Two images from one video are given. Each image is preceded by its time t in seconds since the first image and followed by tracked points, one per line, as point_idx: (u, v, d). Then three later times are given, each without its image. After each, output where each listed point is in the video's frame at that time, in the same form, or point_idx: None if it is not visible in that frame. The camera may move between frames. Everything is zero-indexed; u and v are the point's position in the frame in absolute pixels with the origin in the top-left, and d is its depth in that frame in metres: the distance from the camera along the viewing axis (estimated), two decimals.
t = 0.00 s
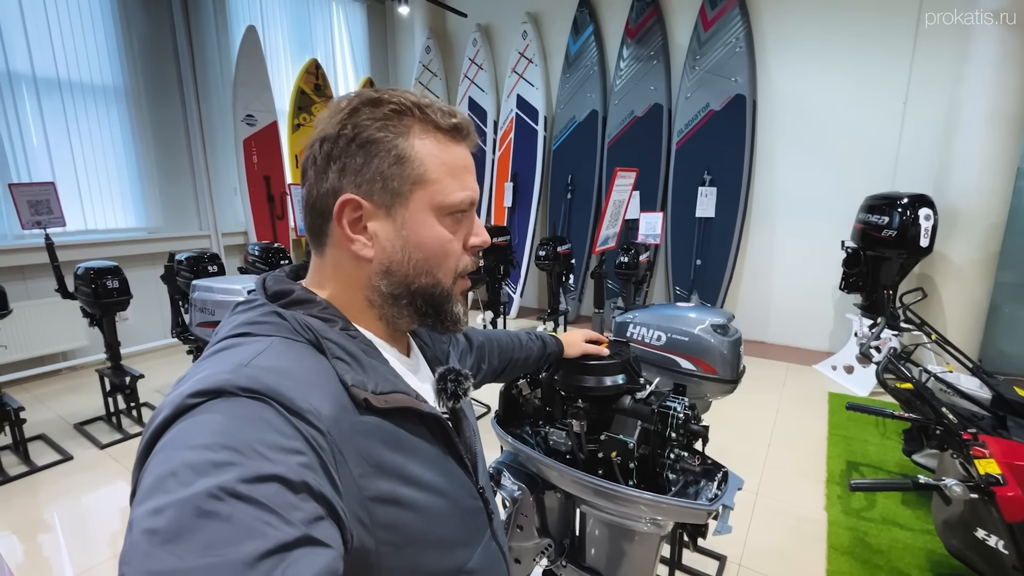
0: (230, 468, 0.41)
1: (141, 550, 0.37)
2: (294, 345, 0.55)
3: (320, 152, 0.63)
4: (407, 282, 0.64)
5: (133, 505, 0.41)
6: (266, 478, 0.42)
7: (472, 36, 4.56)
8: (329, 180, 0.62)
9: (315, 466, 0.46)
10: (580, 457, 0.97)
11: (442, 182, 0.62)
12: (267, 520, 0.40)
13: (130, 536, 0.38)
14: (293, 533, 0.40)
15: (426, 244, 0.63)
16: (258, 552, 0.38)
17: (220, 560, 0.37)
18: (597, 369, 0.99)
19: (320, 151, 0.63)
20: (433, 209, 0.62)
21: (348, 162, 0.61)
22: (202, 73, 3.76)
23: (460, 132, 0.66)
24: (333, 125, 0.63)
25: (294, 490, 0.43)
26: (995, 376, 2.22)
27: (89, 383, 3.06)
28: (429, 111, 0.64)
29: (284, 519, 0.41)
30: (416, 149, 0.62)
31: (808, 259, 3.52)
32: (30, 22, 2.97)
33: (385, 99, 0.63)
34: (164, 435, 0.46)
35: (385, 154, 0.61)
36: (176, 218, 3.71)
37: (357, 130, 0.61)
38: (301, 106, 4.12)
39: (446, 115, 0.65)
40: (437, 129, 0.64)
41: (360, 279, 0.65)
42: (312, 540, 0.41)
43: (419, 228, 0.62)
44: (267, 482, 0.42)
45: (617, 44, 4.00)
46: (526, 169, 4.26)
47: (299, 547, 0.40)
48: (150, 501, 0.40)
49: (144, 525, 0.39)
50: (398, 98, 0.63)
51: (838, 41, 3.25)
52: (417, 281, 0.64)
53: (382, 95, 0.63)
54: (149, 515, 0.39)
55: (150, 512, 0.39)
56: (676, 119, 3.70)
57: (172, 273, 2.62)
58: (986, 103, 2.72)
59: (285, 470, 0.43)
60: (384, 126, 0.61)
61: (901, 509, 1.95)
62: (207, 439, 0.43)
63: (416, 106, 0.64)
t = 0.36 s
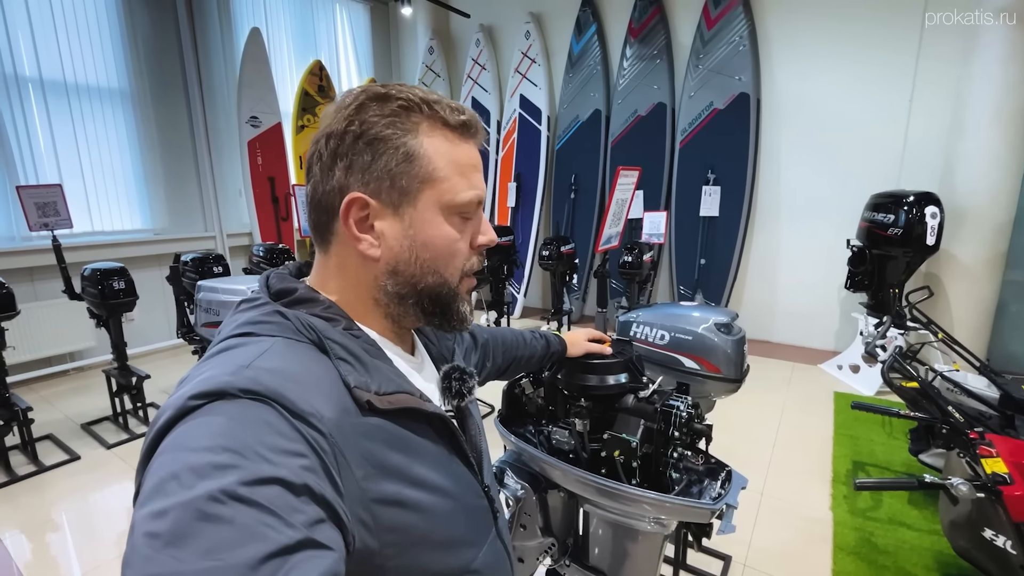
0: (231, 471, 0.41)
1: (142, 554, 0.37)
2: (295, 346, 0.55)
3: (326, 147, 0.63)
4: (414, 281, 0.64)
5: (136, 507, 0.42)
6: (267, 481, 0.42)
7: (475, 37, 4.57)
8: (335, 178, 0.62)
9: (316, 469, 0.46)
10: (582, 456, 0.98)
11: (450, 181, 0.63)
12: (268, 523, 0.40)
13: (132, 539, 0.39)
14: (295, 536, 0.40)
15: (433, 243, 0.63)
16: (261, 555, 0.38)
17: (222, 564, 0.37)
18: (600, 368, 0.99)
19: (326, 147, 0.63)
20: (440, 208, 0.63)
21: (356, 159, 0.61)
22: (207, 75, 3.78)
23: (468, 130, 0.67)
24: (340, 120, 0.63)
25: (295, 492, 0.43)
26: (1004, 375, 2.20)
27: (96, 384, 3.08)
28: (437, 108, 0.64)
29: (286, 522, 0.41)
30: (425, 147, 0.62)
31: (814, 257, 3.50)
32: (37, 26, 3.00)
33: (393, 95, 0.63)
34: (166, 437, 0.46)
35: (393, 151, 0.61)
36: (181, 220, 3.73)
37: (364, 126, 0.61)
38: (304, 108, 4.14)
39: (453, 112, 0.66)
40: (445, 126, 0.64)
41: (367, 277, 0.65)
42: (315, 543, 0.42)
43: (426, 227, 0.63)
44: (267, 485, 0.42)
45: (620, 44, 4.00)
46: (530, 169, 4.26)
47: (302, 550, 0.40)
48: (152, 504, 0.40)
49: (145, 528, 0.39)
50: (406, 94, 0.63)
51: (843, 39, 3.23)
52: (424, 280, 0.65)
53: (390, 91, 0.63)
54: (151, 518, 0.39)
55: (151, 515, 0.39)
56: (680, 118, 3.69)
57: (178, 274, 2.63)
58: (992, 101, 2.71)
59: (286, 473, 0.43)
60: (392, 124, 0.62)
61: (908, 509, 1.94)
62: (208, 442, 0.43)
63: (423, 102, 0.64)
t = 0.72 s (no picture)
0: (225, 468, 0.41)
1: (134, 551, 0.38)
2: (293, 342, 0.55)
3: (381, 148, 0.61)
4: (448, 290, 0.67)
5: (129, 502, 0.42)
6: (261, 479, 0.42)
7: (478, 37, 4.57)
8: (392, 182, 0.61)
9: (312, 467, 0.46)
10: (585, 453, 0.97)
11: (493, 199, 0.67)
12: (262, 521, 0.40)
13: (124, 535, 0.39)
14: (288, 535, 0.41)
15: (472, 256, 0.67)
16: (253, 554, 0.38)
17: (214, 562, 0.37)
18: (602, 364, 0.98)
19: (378, 146, 0.61)
20: (482, 223, 0.66)
21: (416, 168, 0.61)
22: (211, 77, 3.80)
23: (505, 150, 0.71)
24: (399, 124, 0.61)
25: (290, 491, 0.43)
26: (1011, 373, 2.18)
27: (102, 384, 3.10)
28: (486, 127, 0.67)
29: (280, 521, 0.41)
30: (479, 166, 0.65)
31: (819, 255, 3.48)
32: (43, 30, 3.02)
33: (452, 108, 0.64)
34: (161, 432, 0.46)
35: (454, 167, 0.62)
36: (185, 221, 3.75)
37: (428, 136, 0.61)
38: (308, 109, 4.14)
39: (497, 132, 0.69)
40: (491, 146, 0.67)
41: (399, 280, 0.66)
42: (308, 542, 0.42)
43: (470, 241, 0.66)
44: (261, 483, 0.42)
45: (623, 43, 3.99)
46: (533, 168, 4.25)
47: (295, 549, 0.41)
48: (144, 501, 0.40)
49: (137, 525, 0.39)
50: (462, 109, 0.65)
51: (847, 35, 3.22)
52: (456, 289, 0.68)
53: (448, 102, 0.64)
54: (143, 514, 0.40)
55: (144, 512, 0.40)
56: (683, 116, 3.68)
57: (182, 274, 2.65)
58: (998, 97, 2.68)
59: (280, 471, 0.43)
60: (454, 138, 0.63)
61: (914, 508, 1.92)
62: (202, 438, 0.43)
63: (476, 120, 0.66)
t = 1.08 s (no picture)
0: (221, 463, 0.41)
1: (129, 545, 0.37)
2: (291, 338, 0.56)
3: (376, 143, 0.61)
4: (445, 285, 0.67)
5: (124, 496, 0.42)
6: (257, 474, 0.42)
7: (478, 38, 4.58)
8: (386, 177, 0.61)
9: (308, 463, 0.46)
10: (584, 451, 0.97)
11: (489, 195, 0.67)
12: (257, 516, 0.40)
13: (118, 530, 0.39)
14: (284, 530, 0.41)
15: (468, 251, 0.67)
16: (247, 549, 0.38)
17: (208, 557, 0.37)
18: (600, 362, 0.98)
19: (372, 142, 0.61)
20: (480, 219, 0.66)
21: (410, 163, 0.61)
22: (212, 80, 3.81)
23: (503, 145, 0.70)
24: (393, 119, 0.61)
25: (285, 487, 0.43)
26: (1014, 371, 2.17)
27: (104, 386, 3.11)
28: (482, 123, 0.67)
29: (276, 516, 0.41)
30: (475, 161, 0.64)
31: (820, 254, 3.48)
32: (45, 33, 3.04)
33: (447, 104, 0.64)
34: (156, 427, 0.46)
35: (449, 162, 0.62)
36: (187, 223, 3.76)
37: (423, 131, 0.61)
38: (309, 110, 4.14)
39: (494, 127, 0.69)
40: (488, 142, 0.67)
41: (396, 276, 0.66)
42: (303, 538, 0.42)
43: (466, 236, 0.66)
44: (258, 478, 0.42)
45: (623, 42, 3.99)
46: (533, 168, 4.26)
47: (290, 545, 0.41)
48: (139, 495, 0.40)
49: (132, 519, 0.39)
50: (457, 105, 0.65)
51: (848, 33, 3.21)
52: (453, 285, 0.68)
53: (443, 98, 0.64)
54: (138, 508, 0.39)
55: (139, 505, 0.40)
56: (683, 115, 3.67)
57: (184, 275, 2.65)
58: (1000, 93, 2.67)
59: (277, 466, 0.43)
60: (449, 134, 0.63)
61: (917, 506, 1.92)
62: (198, 432, 0.43)
63: (472, 115, 0.66)
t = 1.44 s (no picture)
0: (224, 466, 0.41)
1: (132, 548, 0.38)
2: (292, 339, 0.56)
3: (372, 142, 0.62)
4: (442, 287, 0.67)
5: (126, 500, 0.42)
6: (260, 477, 0.42)
7: (478, 39, 4.58)
8: (381, 175, 0.61)
9: (310, 466, 0.46)
10: (586, 452, 0.96)
11: (487, 196, 0.66)
12: (260, 519, 0.40)
13: (121, 533, 0.39)
14: (287, 533, 0.41)
15: (465, 253, 0.66)
16: (250, 552, 0.38)
17: (211, 561, 0.37)
18: (602, 363, 0.98)
19: (369, 141, 0.62)
20: (476, 220, 0.66)
21: (406, 161, 0.61)
22: (212, 82, 3.81)
23: (502, 148, 0.70)
24: (389, 118, 0.62)
25: (288, 489, 0.43)
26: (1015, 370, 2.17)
27: (105, 388, 3.11)
28: (480, 125, 0.67)
29: (278, 519, 0.41)
30: (471, 161, 0.64)
31: (820, 254, 3.48)
32: (46, 36, 3.04)
33: (444, 105, 0.64)
34: (158, 430, 0.46)
35: (444, 161, 0.62)
36: (187, 225, 3.77)
37: (418, 131, 0.62)
38: (309, 111, 4.14)
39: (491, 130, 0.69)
40: (486, 144, 0.67)
41: (393, 277, 0.66)
42: (306, 541, 0.42)
43: (462, 237, 0.65)
44: (260, 481, 0.42)
45: (623, 43, 4.00)
46: (534, 169, 4.25)
47: (293, 547, 0.41)
48: (142, 498, 0.40)
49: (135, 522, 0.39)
50: (455, 107, 0.65)
51: (848, 33, 3.21)
52: (449, 287, 0.67)
53: (441, 99, 0.64)
54: (141, 512, 0.40)
55: (142, 509, 0.40)
56: (683, 116, 3.67)
57: (185, 277, 2.65)
58: (1001, 93, 2.67)
59: (279, 469, 0.43)
60: (445, 134, 0.63)
61: (919, 506, 1.91)
62: (200, 435, 0.43)
63: (470, 117, 0.66)
